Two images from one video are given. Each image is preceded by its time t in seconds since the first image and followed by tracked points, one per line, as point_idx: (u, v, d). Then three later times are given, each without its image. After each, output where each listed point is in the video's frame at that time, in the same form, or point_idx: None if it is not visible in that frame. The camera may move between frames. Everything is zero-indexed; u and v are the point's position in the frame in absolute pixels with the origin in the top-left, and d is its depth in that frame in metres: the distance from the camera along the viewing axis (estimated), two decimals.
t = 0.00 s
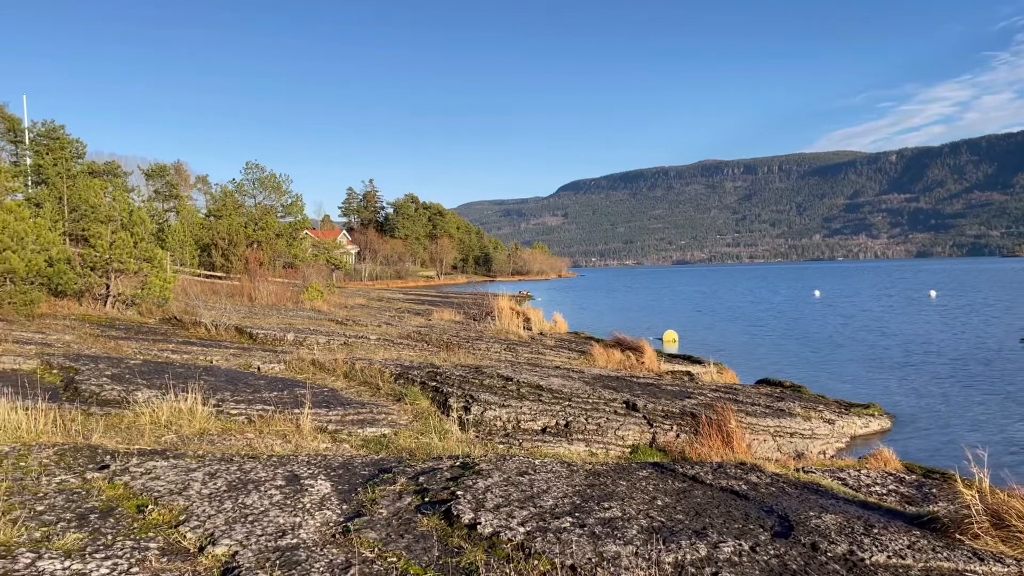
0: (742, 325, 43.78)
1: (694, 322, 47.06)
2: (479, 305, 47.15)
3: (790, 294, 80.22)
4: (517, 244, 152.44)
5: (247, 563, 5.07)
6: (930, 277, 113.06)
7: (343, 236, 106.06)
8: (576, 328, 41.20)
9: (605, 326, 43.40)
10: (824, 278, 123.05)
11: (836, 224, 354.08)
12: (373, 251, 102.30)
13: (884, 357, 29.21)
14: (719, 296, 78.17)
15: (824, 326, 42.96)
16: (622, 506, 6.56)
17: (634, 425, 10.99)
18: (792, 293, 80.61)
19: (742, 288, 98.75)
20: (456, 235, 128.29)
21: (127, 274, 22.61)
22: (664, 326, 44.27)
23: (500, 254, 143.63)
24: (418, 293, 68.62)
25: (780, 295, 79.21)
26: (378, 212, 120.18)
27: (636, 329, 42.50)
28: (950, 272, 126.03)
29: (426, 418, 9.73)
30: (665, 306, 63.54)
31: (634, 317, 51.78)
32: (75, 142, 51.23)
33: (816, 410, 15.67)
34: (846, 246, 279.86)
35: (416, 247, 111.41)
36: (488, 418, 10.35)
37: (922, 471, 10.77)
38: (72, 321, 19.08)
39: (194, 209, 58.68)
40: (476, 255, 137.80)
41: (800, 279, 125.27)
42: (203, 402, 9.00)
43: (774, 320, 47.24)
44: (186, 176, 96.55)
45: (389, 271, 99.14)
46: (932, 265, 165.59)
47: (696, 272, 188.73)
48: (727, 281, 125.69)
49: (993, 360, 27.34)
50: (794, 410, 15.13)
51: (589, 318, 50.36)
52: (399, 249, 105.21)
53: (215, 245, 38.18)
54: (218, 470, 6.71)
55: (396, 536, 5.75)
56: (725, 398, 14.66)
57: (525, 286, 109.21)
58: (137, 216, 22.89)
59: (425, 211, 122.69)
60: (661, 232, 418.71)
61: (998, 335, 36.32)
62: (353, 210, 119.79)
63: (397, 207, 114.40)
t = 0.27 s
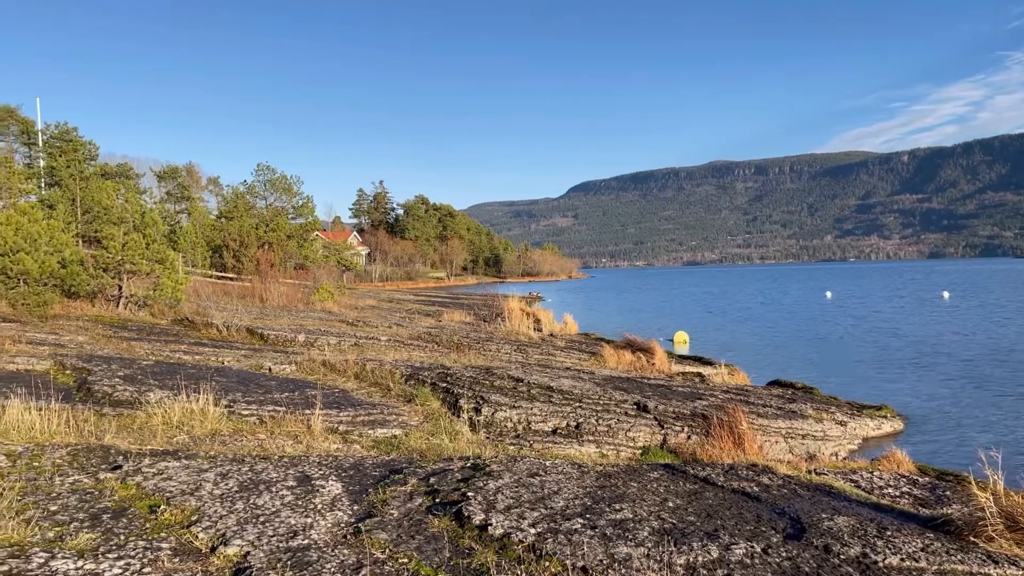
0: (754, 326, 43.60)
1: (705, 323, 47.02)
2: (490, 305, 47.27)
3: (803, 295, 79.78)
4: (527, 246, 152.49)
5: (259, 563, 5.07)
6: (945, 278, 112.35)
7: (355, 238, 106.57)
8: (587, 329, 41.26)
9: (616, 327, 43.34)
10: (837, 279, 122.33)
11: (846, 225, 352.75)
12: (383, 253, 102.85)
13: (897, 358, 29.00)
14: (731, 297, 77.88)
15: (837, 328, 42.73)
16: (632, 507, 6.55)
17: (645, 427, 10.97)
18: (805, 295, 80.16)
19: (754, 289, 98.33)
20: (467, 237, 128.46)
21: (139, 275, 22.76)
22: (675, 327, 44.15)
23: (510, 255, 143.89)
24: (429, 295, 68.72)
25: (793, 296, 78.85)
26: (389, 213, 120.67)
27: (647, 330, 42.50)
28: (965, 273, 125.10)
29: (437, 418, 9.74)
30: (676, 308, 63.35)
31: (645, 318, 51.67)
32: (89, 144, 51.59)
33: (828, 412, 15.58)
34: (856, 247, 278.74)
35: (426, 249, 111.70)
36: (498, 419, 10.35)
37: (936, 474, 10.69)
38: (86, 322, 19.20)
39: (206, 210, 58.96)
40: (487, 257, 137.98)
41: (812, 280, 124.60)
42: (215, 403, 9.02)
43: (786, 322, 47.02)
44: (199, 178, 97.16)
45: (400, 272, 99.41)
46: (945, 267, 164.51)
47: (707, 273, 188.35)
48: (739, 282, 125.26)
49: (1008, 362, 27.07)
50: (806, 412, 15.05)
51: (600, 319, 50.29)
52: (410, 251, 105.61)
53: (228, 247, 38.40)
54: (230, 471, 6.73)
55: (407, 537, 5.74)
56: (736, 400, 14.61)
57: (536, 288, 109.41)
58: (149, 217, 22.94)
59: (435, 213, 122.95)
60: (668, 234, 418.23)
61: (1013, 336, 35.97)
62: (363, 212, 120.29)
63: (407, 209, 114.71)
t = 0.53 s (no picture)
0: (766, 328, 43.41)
1: (716, 324, 46.94)
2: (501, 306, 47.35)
3: (817, 297, 79.28)
4: (538, 247, 152.44)
5: (271, 564, 5.07)
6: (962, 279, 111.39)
7: (365, 239, 107.10)
8: (599, 330, 41.25)
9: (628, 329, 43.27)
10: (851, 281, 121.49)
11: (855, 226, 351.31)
12: (394, 254, 103.26)
13: (911, 360, 28.76)
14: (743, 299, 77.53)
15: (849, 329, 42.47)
16: (644, 509, 6.53)
17: (656, 428, 10.93)
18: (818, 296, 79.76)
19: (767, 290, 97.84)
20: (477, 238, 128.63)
21: (152, 277, 22.91)
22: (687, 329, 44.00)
23: (520, 256, 144.09)
24: (440, 296, 68.81)
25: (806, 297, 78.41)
26: (399, 214, 121.19)
27: (659, 331, 42.46)
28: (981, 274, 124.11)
29: (448, 419, 9.74)
30: (688, 309, 63.13)
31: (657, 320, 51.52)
32: (103, 146, 51.87)
33: (841, 414, 15.50)
34: (866, 248, 277.61)
35: (437, 250, 111.95)
36: (509, 420, 10.34)
37: (950, 476, 10.61)
38: (99, 323, 19.33)
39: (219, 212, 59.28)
40: (497, 258, 138.11)
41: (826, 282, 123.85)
42: (227, 403, 9.06)
43: (798, 323, 46.78)
44: (211, 180, 97.68)
45: (411, 273, 99.63)
46: (959, 268, 163.26)
47: (718, 275, 187.86)
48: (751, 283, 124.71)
49: None
50: (819, 413, 14.97)
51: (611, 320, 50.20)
52: (420, 252, 105.97)
53: (240, 248, 38.84)
54: (242, 471, 6.75)
55: (418, 538, 5.74)
56: (747, 401, 14.55)
57: (546, 289, 109.55)
58: (162, 219, 23.06)
59: (446, 214, 123.17)
60: (675, 235, 417.65)
61: None
62: (374, 213, 120.88)
63: (418, 210, 114.98)
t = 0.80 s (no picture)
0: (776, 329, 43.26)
1: (728, 324, 46.87)
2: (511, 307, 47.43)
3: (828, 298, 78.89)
4: (548, 248, 152.40)
5: (282, 564, 5.09)
6: (976, 280, 110.71)
7: (375, 240, 107.58)
8: (609, 331, 41.28)
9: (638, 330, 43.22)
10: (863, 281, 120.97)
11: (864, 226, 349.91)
12: (404, 255, 103.64)
13: (923, 361, 28.57)
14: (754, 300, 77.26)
15: (860, 330, 42.28)
16: (654, 510, 6.52)
17: (666, 429, 10.91)
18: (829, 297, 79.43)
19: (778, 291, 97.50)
20: (487, 239, 128.82)
21: (163, 278, 22.95)
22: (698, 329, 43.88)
23: (530, 257, 144.31)
24: (451, 296, 68.93)
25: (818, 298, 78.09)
26: (409, 215, 121.67)
27: (671, 332, 42.46)
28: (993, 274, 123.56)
29: (458, 420, 9.76)
30: (698, 309, 62.96)
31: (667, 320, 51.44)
32: (115, 147, 52.10)
33: (853, 415, 15.43)
34: (875, 249, 276.61)
35: (447, 250, 112.12)
36: (519, 421, 10.34)
37: (963, 478, 10.54)
38: (112, 324, 19.45)
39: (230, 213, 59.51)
40: (507, 259, 138.19)
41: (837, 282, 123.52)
42: (239, 404, 9.10)
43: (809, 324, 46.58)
44: (221, 182, 98.14)
45: (421, 274, 99.79)
46: (971, 268, 162.37)
47: (728, 275, 187.26)
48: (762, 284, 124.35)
49: None
50: (830, 415, 14.90)
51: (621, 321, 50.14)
52: (430, 253, 106.30)
53: (250, 249, 39.21)
54: (253, 472, 6.77)
55: (429, 538, 5.75)
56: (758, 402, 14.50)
57: (556, 289, 109.75)
58: (173, 220, 23.01)
59: (456, 215, 123.46)
60: (682, 235, 417.21)
61: None
62: (384, 214, 121.43)
63: (428, 211, 115.22)
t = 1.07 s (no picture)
0: (786, 329, 43.11)
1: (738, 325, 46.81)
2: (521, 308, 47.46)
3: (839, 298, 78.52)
4: (557, 248, 152.36)
5: (293, 565, 5.10)
6: (990, 280, 110.07)
7: (384, 240, 107.91)
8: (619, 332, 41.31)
9: (648, 330, 43.15)
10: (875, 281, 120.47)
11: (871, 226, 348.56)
12: (413, 255, 103.85)
13: (935, 362, 28.38)
14: (764, 300, 76.97)
15: (871, 330, 42.07)
16: (664, 512, 6.51)
17: (676, 431, 10.87)
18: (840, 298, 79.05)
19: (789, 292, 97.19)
20: (495, 239, 128.95)
21: (174, 279, 22.97)
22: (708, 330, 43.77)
23: (539, 258, 144.39)
24: (460, 297, 69.04)
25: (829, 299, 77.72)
26: (418, 216, 122.00)
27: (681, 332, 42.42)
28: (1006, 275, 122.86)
29: (468, 421, 9.75)
30: (707, 310, 62.79)
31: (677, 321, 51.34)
32: (126, 149, 52.30)
33: (863, 417, 15.38)
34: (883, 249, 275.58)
35: (456, 250, 112.26)
36: (529, 422, 10.33)
37: (975, 480, 10.46)
38: (122, 325, 19.56)
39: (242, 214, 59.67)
40: (516, 259, 138.27)
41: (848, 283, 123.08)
42: (249, 405, 9.11)
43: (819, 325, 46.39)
44: (232, 183, 98.60)
45: (430, 274, 100.02)
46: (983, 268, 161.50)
47: (737, 276, 186.93)
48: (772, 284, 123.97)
49: None
50: (840, 416, 14.84)
51: (631, 321, 50.07)
52: (439, 253, 106.51)
53: (260, 250, 39.35)
54: (264, 472, 6.79)
55: (438, 539, 5.76)
56: (767, 403, 14.44)
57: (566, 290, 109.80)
58: (184, 221, 22.97)
59: (464, 215, 123.61)
60: (689, 235, 416.65)
61: None
62: (394, 215, 121.83)
63: (437, 211, 115.47)
